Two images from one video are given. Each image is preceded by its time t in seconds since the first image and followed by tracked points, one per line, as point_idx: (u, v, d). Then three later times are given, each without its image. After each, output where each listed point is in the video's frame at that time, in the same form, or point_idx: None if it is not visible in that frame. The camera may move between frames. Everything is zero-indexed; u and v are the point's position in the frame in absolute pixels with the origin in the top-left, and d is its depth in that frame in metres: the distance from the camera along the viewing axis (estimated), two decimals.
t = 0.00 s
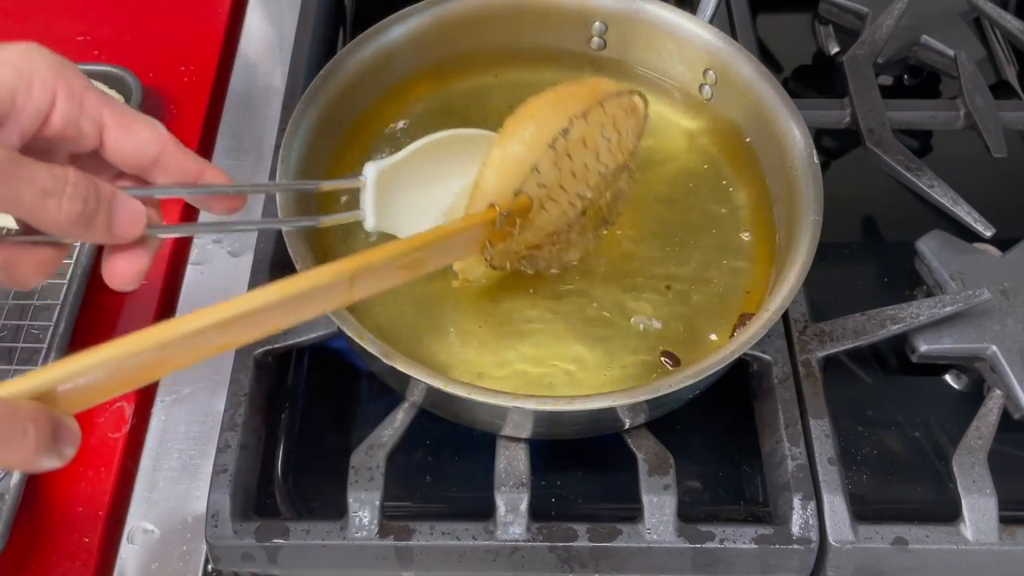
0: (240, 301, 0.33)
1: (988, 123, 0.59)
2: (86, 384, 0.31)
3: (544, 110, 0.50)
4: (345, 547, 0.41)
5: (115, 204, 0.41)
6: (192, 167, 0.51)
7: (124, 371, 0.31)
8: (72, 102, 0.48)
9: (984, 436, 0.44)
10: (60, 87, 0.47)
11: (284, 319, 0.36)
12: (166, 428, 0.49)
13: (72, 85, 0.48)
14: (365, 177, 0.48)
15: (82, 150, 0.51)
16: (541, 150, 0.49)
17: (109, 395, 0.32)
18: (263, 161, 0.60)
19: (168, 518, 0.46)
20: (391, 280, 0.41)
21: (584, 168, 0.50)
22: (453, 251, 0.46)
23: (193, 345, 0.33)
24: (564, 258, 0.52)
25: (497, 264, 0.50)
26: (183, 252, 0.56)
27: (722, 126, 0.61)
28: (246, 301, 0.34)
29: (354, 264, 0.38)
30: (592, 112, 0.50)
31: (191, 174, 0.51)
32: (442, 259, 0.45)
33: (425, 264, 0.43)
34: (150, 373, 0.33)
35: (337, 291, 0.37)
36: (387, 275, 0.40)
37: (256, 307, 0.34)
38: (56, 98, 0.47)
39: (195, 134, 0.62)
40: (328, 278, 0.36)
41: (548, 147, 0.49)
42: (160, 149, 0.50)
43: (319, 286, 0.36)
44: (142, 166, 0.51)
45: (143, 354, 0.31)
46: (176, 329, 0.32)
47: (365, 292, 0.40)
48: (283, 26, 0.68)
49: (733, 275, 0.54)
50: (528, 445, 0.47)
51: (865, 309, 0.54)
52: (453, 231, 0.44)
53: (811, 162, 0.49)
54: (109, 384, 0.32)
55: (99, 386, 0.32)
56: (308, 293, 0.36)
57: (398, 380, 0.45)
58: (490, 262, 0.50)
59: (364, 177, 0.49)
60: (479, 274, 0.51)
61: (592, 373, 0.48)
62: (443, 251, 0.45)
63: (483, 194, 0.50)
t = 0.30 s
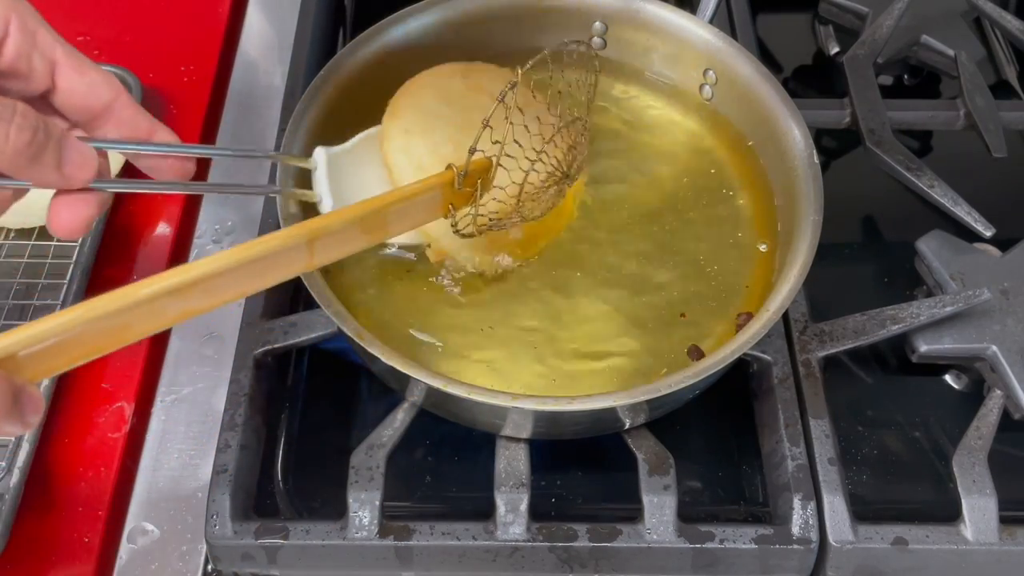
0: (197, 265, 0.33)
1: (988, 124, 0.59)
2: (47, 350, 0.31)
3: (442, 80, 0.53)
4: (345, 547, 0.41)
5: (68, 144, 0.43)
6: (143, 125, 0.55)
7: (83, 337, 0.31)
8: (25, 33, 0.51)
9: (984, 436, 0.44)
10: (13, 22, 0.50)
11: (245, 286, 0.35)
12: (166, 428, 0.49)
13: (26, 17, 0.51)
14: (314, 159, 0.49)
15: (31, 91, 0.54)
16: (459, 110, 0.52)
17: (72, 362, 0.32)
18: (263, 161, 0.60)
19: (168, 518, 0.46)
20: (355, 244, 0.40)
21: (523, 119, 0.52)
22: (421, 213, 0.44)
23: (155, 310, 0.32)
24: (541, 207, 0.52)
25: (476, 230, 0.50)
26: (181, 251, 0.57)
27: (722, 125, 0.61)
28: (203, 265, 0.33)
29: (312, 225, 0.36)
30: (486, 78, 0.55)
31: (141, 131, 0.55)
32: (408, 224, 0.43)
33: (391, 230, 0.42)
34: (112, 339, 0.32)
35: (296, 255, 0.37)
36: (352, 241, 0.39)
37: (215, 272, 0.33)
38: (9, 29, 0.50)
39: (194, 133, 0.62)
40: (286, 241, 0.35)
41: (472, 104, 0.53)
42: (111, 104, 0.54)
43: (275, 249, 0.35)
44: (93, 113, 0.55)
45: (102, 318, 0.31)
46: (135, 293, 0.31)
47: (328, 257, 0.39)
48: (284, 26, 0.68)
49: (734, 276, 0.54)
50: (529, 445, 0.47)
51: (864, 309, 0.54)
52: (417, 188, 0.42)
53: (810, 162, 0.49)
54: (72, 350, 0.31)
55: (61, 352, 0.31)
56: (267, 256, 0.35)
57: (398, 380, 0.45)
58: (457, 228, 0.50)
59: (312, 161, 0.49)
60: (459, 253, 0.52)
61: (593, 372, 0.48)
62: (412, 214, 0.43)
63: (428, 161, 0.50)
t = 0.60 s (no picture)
0: (208, 294, 0.32)
1: (988, 124, 0.59)
2: (41, 375, 0.30)
3: (410, 138, 0.55)
4: (345, 547, 0.41)
5: (44, 104, 0.50)
6: (130, 106, 0.54)
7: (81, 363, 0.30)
8: None
9: (984, 436, 0.44)
10: None
11: (255, 317, 0.35)
12: (166, 428, 0.49)
13: None
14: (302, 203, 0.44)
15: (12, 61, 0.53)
16: (434, 156, 0.54)
17: (61, 389, 0.31)
18: (263, 161, 0.60)
19: (168, 518, 0.46)
20: (371, 280, 0.40)
21: (497, 147, 0.55)
22: (449, 249, 0.44)
23: (159, 337, 0.32)
24: (552, 228, 0.51)
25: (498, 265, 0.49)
26: (180, 252, 0.57)
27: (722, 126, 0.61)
28: (214, 296, 0.32)
29: (329, 260, 0.36)
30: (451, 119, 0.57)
31: (129, 119, 0.54)
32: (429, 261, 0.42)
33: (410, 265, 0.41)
34: (110, 366, 0.31)
35: (312, 288, 0.36)
36: (369, 275, 0.39)
37: (225, 304, 0.33)
38: None
39: (194, 133, 0.62)
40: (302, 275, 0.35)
41: (444, 147, 0.54)
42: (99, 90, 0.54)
43: (291, 282, 0.35)
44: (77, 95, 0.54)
45: (103, 345, 0.30)
46: (140, 322, 0.31)
47: (343, 291, 0.38)
48: (284, 26, 0.68)
49: (734, 276, 0.54)
50: (529, 445, 0.47)
51: (864, 309, 0.54)
52: (446, 226, 0.42)
53: (811, 162, 0.49)
54: (70, 375, 0.30)
55: (54, 376, 0.30)
56: (280, 290, 0.35)
57: (398, 380, 0.45)
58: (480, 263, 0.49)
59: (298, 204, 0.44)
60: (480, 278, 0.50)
61: (593, 372, 0.48)
62: (436, 250, 0.43)
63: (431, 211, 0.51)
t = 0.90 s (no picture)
0: (230, 329, 0.31)
1: (988, 123, 0.59)
2: (48, 419, 0.27)
3: (417, 173, 0.57)
4: (345, 547, 0.41)
5: None
6: (74, 103, 0.51)
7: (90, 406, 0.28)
8: None
9: (984, 436, 0.44)
10: None
11: (278, 352, 0.33)
12: (165, 428, 0.49)
13: None
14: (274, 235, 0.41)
15: None
16: (443, 186, 0.56)
17: (64, 434, 0.29)
18: (263, 160, 0.60)
19: (168, 518, 0.46)
20: (396, 311, 0.38)
21: (497, 163, 0.58)
22: (475, 280, 0.43)
23: (174, 374, 0.30)
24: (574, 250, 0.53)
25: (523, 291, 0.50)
26: (180, 252, 0.56)
27: (721, 126, 0.61)
28: (234, 330, 0.31)
29: (357, 293, 0.35)
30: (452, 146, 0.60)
31: (74, 113, 0.51)
32: (452, 292, 0.41)
33: (433, 296, 0.40)
34: (121, 407, 0.29)
35: (338, 322, 0.35)
36: (393, 309, 0.38)
37: (247, 339, 0.31)
38: None
39: (194, 132, 0.62)
40: (330, 308, 0.34)
41: (451, 175, 0.57)
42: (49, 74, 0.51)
43: (318, 315, 0.33)
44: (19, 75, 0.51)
45: (116, 386, 0.28)
46: (155, 360, 0.29)
47: (367, 323, 0.37)
48: (284, 25, 0.68)
49: (733, 275, 0.54)
50: (528, 445, 0.47)
51: (864, 309, 0.53)
52: (474, 256, 0.42)
53: (811, 162, 0.49)
54: (77, 418, 0.28)
55: (59, 420, 0.28)
56: (304, 324, 0.33)
57: (398, 380, 0.45)
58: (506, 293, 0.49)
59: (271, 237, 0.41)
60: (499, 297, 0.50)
61: (593, 372, 0.48)
62: (462, 280, 0.42)
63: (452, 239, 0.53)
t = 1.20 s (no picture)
0: (181, 356, 0.30)
1: (988, 124, 0.59)
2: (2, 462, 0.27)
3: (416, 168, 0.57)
4: (344, 548, 0.41)
5: None
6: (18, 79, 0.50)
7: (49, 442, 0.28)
8: None
9: (985, 436, 0.44)
10: None
11: (239, 375, 0.33)
12: (166, 428, 0.49)
13: None
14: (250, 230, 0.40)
15: None
16: (439, 181, 0.56)
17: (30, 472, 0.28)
18: (263, 160, 0.60)
19: (168, 518, 0.46)
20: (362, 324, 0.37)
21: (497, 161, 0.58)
22: (438, 288, 0.42)
23: (132, 407, 0.29)
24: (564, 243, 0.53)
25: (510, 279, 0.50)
26: (180, 252, 0.56)
27: (720, 125, 0.61)
28: (188, 356, 0.30)
29: (314, 307, 0.34)
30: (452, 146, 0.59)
31: (18, 89, 0.50)
32: (418, 300, 0.40)
33: (399, 306, 0.39)
34: (84, 441, 0.29)
35: (298, 340, 0.34)
36: (356, 322, 0.37)
37: (200, 363, 0.31)
38: None
39: (193, 132, 0.62)
40: (285, 324, 0.33)
41: (449, 171, 0.57)
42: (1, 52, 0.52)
43: (274, 333, 0.33)
44: None
45: (72, 421, 0.28)
46: (109, 392, 0.28)
47: (331, 340, 0.36)
48: (284, 25, 0.68)
49: (733, 275, 0.54)
50: (529, 445, 0.47)
51: (864, 309, 0.53)
52: (433, 262, 0.41)
53: (811, 162, 0.49)
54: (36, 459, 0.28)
55: (21, 459, 0.27)
56: (258, 345, 0.32)
57: (398, 380, 0.45)
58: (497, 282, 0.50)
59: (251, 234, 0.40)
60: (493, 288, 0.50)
61: (594, 373, 0.48)
62: (427, 288, 0.41)
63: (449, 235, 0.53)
